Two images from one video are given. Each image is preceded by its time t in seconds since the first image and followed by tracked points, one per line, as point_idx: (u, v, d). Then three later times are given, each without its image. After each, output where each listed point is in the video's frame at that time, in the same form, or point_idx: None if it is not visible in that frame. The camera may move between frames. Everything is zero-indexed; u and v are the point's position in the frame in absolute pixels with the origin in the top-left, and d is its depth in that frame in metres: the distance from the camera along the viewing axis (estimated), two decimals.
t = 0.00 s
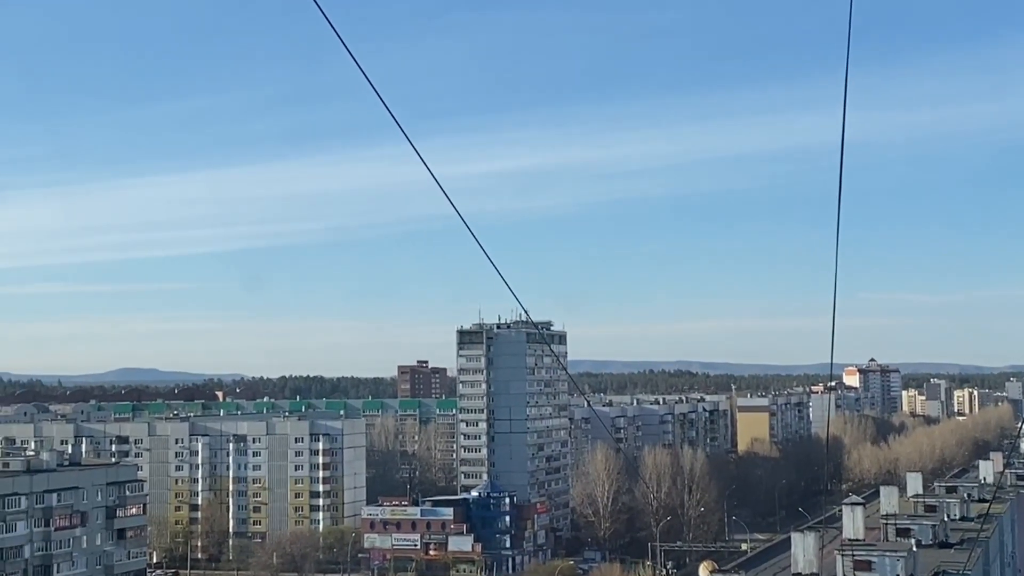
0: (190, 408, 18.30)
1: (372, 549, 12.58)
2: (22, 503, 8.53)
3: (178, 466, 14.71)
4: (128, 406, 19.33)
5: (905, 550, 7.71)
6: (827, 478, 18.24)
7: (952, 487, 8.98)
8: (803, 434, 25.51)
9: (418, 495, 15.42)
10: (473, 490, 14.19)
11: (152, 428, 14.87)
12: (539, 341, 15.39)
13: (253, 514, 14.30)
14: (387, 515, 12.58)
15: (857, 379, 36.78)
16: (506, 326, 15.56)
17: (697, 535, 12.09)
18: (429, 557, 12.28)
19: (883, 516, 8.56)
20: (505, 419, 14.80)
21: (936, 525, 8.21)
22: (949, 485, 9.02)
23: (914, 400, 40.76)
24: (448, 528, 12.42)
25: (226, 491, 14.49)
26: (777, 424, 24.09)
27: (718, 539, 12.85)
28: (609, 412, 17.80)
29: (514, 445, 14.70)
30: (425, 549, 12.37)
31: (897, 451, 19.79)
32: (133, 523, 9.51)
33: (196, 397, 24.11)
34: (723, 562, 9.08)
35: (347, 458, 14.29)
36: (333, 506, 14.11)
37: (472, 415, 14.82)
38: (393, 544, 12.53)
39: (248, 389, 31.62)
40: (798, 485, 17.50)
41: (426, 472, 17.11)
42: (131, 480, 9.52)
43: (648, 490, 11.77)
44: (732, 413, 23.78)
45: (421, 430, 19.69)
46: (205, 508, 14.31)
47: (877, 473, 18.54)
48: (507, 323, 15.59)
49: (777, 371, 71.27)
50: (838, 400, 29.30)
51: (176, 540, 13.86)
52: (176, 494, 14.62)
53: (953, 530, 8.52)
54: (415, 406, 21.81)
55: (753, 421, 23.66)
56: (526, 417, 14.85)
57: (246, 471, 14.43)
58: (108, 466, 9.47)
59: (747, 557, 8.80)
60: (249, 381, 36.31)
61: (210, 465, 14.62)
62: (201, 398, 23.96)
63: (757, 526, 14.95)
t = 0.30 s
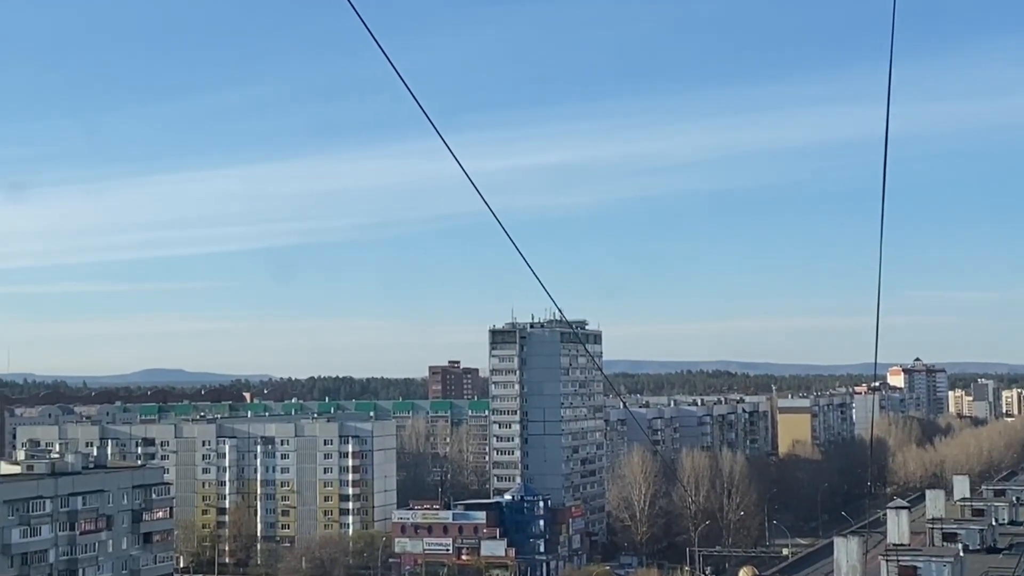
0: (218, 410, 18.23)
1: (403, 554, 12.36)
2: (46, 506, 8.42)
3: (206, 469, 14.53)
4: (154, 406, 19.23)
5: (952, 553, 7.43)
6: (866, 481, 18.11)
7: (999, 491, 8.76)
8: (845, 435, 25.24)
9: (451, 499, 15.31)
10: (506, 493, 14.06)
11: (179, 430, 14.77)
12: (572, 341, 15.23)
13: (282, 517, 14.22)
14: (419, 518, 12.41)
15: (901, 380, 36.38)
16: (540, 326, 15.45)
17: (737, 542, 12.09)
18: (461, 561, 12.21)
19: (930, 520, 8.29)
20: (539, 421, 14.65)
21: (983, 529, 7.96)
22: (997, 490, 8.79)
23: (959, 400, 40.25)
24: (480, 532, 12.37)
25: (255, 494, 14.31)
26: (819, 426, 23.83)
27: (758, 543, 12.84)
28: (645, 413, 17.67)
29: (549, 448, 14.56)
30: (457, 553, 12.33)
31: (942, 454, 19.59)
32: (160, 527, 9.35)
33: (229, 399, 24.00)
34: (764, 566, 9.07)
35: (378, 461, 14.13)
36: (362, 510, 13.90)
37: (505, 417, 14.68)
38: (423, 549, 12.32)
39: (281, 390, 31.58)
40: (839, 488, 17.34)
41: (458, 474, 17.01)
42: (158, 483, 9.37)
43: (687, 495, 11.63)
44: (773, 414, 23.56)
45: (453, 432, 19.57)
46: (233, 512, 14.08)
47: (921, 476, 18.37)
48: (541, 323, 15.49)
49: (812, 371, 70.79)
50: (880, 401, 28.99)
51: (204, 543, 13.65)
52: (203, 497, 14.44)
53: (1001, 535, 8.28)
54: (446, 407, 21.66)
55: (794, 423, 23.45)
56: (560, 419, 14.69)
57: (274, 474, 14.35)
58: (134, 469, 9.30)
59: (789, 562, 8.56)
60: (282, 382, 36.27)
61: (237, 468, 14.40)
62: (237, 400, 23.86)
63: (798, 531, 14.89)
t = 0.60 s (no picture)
0: (258, 405, 18.63)
1: (437, 545, 12.76)
2: (93, 497, 8.74)
3: (247, 462, 14.82)
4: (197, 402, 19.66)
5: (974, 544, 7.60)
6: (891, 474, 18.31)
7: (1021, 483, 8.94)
8: (870, 429, 25.41)
9: (484, 491, 15.62)
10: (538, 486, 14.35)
11: (220, 424, 15.10)
12: (601, 337, 15.48)
13: (320, 508, 14.51)
14: (453, 510, 12.74)
15: (924, 375, 36.49)
16: (570, 322, 15.69)
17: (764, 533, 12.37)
18: (494, 553, 12.53)
19: (952, 511, 8.50)
20: (569, 415, 14.92)
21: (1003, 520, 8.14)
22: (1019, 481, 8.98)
23: (980, 395, 40.33)
24: (513, 523, 12.57)
25: (295, 486, 14.58)
26: (844, 420, 24.03)
27: (784, 534, 13.10)
28: (673, 407, 17.92)
29: (579, 442, 14.83)
30: (490, 544, 12.60)
31: (965, 446, 19.76)
32: (202, 518, 9.67)
33: (264, 394, 24.40)
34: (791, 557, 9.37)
35: (413, 455, 14.46)
36: (398, 502, 14.21)
37: (537, 411, 14.96)
38: (457, 540, 12.70)
39: (312, 385, 31.98)
40: (863, 481, 17.56)
41: (491, 467, 17.32)
42: (200, 476, 9.69)
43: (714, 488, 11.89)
44: (797, 408, 23.77)
45: (486, 426, 19.88)
46: (274, 503, 14.39)
47: (944, 468, 18.56)
48: (571, 319, 15.72)
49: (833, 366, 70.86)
50: (904, 395, 29.14)
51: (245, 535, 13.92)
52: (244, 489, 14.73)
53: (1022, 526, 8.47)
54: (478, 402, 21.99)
55: (819, 416, 23.64)
56: (590, 413, 14.96)
57: (312, 466, 14.63)
58: (177, 462, 9.63)
59: (815, 552, 8.78)
60: (310, 378, 36.70)
61: (277, 461, 14.68)
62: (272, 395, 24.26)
63: (824, 522, 15.15)
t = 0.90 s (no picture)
0: (295, 399, 19.03)
1: (469, 535, 13.08)
2: (137, 489, 9.06)
3: (284, 454, 15.29)
4: (236, 397, 20.06)
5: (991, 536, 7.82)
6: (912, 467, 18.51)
7: None
8: (890, 423, 25.59)
9: (513, 483, 15.92)
10: (566, 478, 14.62)
11: (259, 418, 15.59)
12: (628, 333, 15.74)
13: (355, 500, 14.89)
14: (483, 501, 13.06)
15: (943, 370, 36.59)
16: (597, 318, 15.95)
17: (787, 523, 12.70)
18: (524, 543, 12.83)
19: (971, 503, 8.71)
20: (597, 408, 15.20)
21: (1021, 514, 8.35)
22: None
23: (1000, 390, 40.39)
24: (542, 514, 12.88)
25: (330, 478, 15.03)
26: (865, 414, 24.22)
27: (807, 525, 13.33)
28: (697, 401, 18.16)
29: (606, 434, 15.11)
30: (521, 535, 12.90)
31: (985, 440, 19.94)
32: (242, 509, 10.00)
33: (299, 389, 24.78)
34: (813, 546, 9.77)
35: (445, 448, 14.70)
36: (430, 493, 14.49)
37: (566, 405, 15.25)
38: (488, 530, 13.00)
39: (344, 381, 32.40)
40: (885, 474, 17.77)
41: (521, 460, 17.64)
42: (240, 467, 10.02)
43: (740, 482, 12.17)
44: (819, 402, 23.99)
45: (515, 420, 20.20)
46: (310, 495, 14.74)
47: (963, 460, 18.76)
48: (598, 316, 15.98)
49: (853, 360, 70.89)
50: (924, 389, 29.29)
51: (282, 525, 14.23)
52: (282, 481, 15.18)
53: None
54: (508, 397, 22.30)
55: (840, 410, 23.84)
56: (617, 407, 15.24)
57: (348, 459, 15.03)
58: (217, 455, 9.97)
59: (837, 542, 9.03)
60: (342, 373, 37.12)
61: (314, 453, 15.13)
62: (308, 389, 24.63)
63: (845, 513, 15.37)
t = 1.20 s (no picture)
0: (328, 394, 19.39)
1: (498, 526, 13.42)
2: (177, 482, 9.38)
3: (319, 448, 15.74)
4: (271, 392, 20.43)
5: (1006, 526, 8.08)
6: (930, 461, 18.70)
7: None
8: (908, 417, 25.75)
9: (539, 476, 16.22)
10: (591, 470, 14.90)
11: (294, 413, 16.01)
12: (651, 330, 16.01)
13: (387, 492, 15.17)
14: (511, 494, 13.42)
15: (960, 365, 36.65)
16: (621, 316, 16.21)
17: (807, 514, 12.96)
18: (551, 534, 13.24)
19: (986, 495, 8.93)
20: (621, 403, 15.46)
21: None
22: None
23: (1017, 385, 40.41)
24: (568, 506, 13.27)
25: (363, 471, 15.26)
26: (883, 409, 24.37)
27: (827, 517, 13.57)
28: (719, 396, 18.40)
29: (630, 428, 15.38)
30: (547, 526, 13.31)
31: (1002, 433, 20.10)
32: (278, 501, 10.33)
33: (331, 385, 25.16)
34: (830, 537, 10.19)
35: (475, 441, 15.00)
36: (460, 486, 14.87)
37: (591, 400, 15.53)
38: (516, 522, 13.37)
39: (376, 376, 32.81)
40: (904, 468, 17.98)
41: (547, 454, 17.94)
42: (276, 461, 10.35)
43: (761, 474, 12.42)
44: (838, 397, 24.17)
45: (541, 414, 20.48)
46: (344, 488, 15.05)
47: (979, 454, 18.94)
48: (622, 313, 16.24)
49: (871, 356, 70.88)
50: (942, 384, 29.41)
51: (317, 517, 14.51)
52: (317, 474, 15.66)
53: None
54: (534, 392, 22.59)
55: (859, 405, 24.01)
56: (640, 401, 15.51)
57: (381, 453, 15.30)
58: (254, 448, 10.31)
59: (856, 534, 9.29)
60: (371, 368, 37.48)
61: (348, 447, 15.47)
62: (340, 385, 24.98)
63: (864, 506, 15.60)
